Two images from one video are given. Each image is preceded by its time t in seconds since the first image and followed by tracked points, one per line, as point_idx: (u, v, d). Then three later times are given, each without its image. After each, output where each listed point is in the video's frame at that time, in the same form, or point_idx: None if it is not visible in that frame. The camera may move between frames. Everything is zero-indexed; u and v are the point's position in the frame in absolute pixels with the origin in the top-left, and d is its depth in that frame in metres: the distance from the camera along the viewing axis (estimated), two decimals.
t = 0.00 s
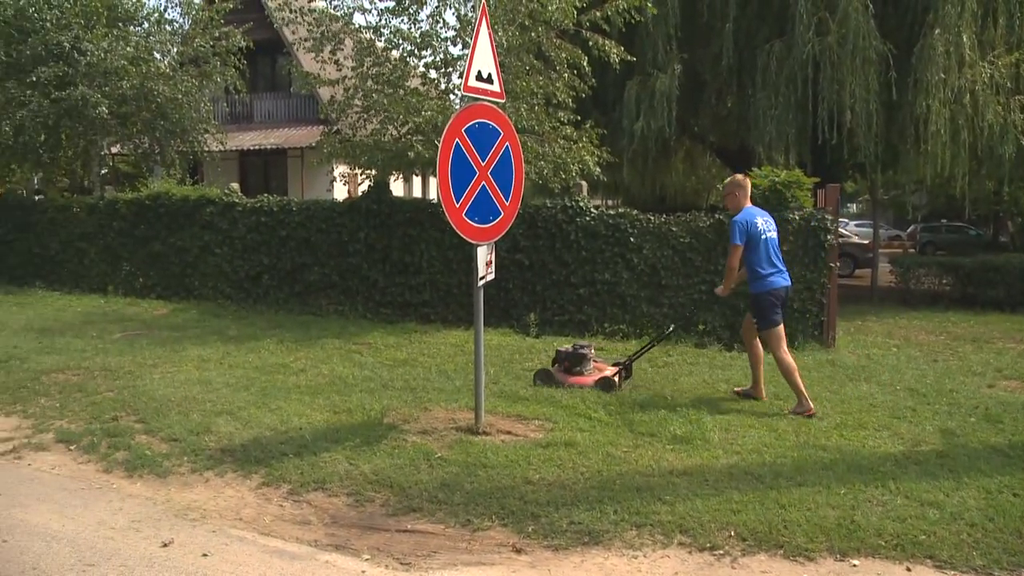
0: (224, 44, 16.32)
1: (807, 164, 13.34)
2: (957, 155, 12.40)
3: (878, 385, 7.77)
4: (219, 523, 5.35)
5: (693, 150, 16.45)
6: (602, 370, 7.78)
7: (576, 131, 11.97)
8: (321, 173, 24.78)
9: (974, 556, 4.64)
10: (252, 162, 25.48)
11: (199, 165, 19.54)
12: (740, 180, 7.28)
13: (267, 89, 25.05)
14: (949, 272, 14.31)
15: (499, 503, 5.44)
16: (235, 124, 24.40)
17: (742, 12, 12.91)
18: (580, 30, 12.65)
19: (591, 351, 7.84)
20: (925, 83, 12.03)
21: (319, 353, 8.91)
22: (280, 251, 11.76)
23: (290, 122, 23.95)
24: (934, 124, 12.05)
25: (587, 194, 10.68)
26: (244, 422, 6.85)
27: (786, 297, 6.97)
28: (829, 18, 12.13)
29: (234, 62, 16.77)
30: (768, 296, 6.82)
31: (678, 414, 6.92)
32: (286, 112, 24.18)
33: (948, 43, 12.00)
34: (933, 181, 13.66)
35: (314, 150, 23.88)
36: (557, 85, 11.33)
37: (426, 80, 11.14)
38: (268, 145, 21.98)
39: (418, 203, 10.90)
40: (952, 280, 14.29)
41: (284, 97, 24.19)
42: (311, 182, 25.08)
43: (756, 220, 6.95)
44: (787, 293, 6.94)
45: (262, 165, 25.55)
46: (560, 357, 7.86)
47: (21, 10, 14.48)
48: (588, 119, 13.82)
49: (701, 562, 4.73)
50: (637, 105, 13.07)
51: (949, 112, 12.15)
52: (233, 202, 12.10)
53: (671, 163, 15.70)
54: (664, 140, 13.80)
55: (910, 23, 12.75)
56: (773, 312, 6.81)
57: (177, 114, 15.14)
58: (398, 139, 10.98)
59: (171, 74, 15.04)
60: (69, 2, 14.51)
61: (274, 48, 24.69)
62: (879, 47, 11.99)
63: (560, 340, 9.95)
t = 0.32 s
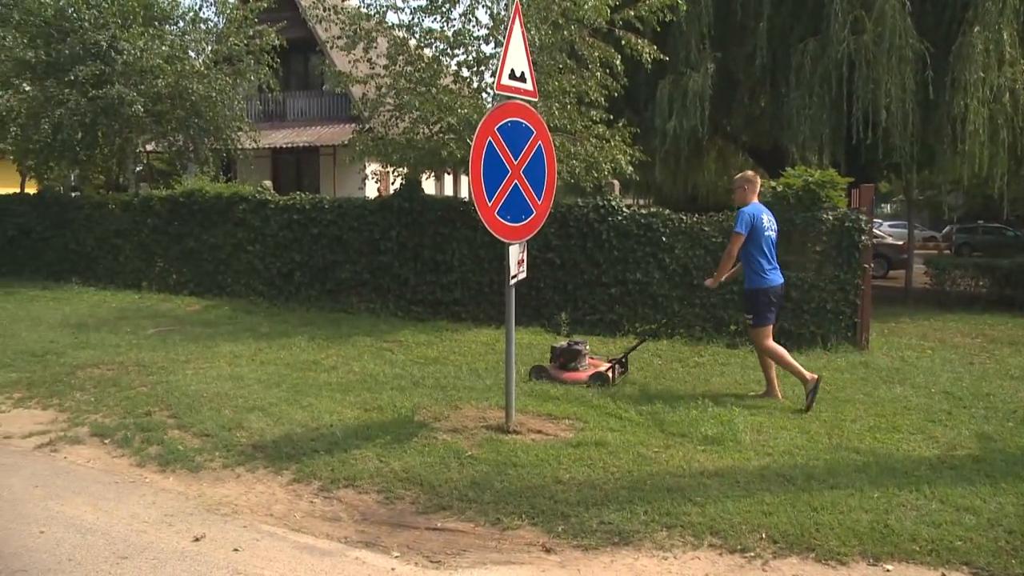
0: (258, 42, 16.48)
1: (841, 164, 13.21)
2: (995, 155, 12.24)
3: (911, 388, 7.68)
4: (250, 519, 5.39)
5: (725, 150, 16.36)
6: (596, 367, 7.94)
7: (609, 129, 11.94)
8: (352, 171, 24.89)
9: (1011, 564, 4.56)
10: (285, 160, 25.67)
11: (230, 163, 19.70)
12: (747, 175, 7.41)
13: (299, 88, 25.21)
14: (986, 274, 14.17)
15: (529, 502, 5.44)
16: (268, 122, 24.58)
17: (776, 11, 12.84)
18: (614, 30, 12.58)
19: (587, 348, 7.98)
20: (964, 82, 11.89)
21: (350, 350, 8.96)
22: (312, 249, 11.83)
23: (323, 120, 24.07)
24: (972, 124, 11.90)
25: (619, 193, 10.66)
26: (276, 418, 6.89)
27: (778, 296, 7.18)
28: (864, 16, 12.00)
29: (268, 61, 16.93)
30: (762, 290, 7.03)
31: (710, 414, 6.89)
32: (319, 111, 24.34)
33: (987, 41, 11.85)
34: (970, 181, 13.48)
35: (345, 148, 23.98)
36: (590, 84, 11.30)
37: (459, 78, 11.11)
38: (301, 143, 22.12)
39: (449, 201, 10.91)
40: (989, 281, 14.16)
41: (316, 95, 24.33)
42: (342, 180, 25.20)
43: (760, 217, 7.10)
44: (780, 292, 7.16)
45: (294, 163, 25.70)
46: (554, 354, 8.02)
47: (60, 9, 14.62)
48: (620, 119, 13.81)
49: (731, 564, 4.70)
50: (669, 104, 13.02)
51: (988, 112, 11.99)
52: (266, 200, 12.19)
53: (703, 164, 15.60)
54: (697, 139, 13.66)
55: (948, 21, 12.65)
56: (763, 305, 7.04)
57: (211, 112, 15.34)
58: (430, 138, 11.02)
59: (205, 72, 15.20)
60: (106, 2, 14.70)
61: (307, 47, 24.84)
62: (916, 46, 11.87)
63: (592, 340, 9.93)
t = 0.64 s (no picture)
0: (292, 44, 16.62)
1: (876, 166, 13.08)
2: None
3: (948, 394, 7.59)
4: (282, 518, 5.42)
5: (758, 152, 16.26)
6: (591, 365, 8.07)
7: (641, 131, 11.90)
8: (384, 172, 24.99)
9: None
10: (317, 161, 25.85)
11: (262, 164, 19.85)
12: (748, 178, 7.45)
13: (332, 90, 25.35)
14: None
15: (560, 504, 5.43)
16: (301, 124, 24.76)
17: (811, 12, 12.75)
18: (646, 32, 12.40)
19: (583, 347, 8.14)
20: (1003, 83, 11.81)
21: (382, 351, 8.99)
22: (345, 250, 11.89)
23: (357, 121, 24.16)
24: (1012, 126, 11.80)
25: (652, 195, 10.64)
26: (307, 419, 6.93)
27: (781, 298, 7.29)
28: (901, 17, 11.87)
29: (301, 63, 17.06)
30: (761, 295, 7.17)
31: (743, 418, 6.84)
32: (350, 112, 24.45)
33: None
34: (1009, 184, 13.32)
35: (378, 149, 24.08)
36: (623, 86, 11.28)
37: (491, 80, 11.10)
38: (334, 144, 22.24)
39: (481, 203, 10.92)
40: None
41: (349, 97, 24.46)
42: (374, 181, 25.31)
43: (763, 222, 7.19)
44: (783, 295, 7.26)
45: (326, 164, 25.85)
46: (552, 352, 8.22)
47: (99, 13, 14.87)
48: (652, 121, 13.77)
49: (764, 569, 4.67)
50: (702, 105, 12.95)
51: None
52: (299, 201, 12.27)
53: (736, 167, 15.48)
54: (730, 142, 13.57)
55: (988, 21, 12.53)
56: (762, 310, 7.17)
57: (244, 113, 15.47)
58: (462, 140, 11.00)
59: (240, 74, 15.34)
60: (143, 6, 14.98)
61: (339, 49, 24.98)
62: (953, 47, 11.74)
63: (623, 342, 9.90)
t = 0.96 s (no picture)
0: (326, 45, 16.73)
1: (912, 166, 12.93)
2: None
3: (987, 397, 7.48)
4: (314, 517, 5.45)
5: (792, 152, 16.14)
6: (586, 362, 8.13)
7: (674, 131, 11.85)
8: (418, 173, 25.04)
9: None
10: (351, 162, 25.97)
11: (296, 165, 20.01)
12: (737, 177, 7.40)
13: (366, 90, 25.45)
14: None
15: (592, 505, 5.42)
16: (335, 124, 24.90)
17: (846, 11, 12.63)
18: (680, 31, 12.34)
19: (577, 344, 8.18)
20: None
21: (415, 351, 9.03)
22: (378, 250, 11.95)
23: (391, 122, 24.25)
24: None
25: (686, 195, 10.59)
26: (341, 417, 6.98)
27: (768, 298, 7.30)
28: (939, 14, 11.70)
29: (335, 63, 17.16)
30: (748, 296, 7.16)
31: (777, 420, 6.79)
32: (385, 113, 24.55)
33: None
34: None
35: (411, 150, 24.15)
36: (656, 86, 11.23)
37: (524, 80, 11.14)
38: (367, 145, 22.36)
39: (514, 203, 10.93)
40: None
41: (382, 98, 24.55)
42: (408, 181, 25.38)
43: (753, 223, 7.17)
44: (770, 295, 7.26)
45: (359, 164, 25.97)
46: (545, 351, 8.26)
47: (137, 16, 15.09)
48: (686, 121, 13.70)
49: (798, 573, 4.63)
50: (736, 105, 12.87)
51: None
52: (332, 201, 12.34)
53: (770, 168, 15.34)
54: (764, 142, 13.47)
55: None
56: (749, 311, 7.15)
57: (279, 114, 15.60)
58: (496, 139, 11.05)
59: (274, 75, 15.47)
60: (179, 9, 15.17)
61: (372, 49, 25.08)
62: (994, 44, 11.57)
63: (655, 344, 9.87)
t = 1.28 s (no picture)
0: (358, 50, 16.95)
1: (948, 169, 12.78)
2: None
3: None
4: (348, 521, 5.48)
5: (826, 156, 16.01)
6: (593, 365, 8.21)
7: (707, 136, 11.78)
8: (450, 178, 25.09)
9: None
10: (384, 167, 26.09)
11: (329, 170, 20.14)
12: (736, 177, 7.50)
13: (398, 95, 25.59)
14: None
15: (626, 511, 5.40)
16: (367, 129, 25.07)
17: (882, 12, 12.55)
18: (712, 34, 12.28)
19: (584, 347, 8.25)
20: None
21: (447, 355, 9.06)
22: (411, 254, 12.00)
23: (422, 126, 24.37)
24: None
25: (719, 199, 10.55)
26: (373, 422, 7.02)
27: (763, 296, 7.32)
28: (977, 14, 11.58)
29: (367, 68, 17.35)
30: (744, 294, 7.20)
31: (812, 427, 6.73)
32: (416, 118, 24.65)
33: None
34: None
35: (444, 154, 24.21)
36: (688, 90, 11.16)
37: (556, 85, 11.12)
38: (399, 149, 22.46)
39: (546, 208, 10.93)
40: None
41: (414, 103, 24.66)
42: (440, 187, 25.43)
43: (750, 221, 7.24)
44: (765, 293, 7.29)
45: (393, 170, 26.12)
46: (553, 353, 8.35)
47: (172, 23, 15.25)
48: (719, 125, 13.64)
49: None
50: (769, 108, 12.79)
51: None
52: (365, 205, 12.40)
53: (803, 171, 15.23)
54: (797, 146, 13.38)
55: None
56: (745, 309, 7.19)
57: (311, 119, 15.83)
58: (529, 144, 11.00)
59: (307, 81, 15.73)
60: (214, 15, 15.37)
61: (405, 54, 25.21)
62: None
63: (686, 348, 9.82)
